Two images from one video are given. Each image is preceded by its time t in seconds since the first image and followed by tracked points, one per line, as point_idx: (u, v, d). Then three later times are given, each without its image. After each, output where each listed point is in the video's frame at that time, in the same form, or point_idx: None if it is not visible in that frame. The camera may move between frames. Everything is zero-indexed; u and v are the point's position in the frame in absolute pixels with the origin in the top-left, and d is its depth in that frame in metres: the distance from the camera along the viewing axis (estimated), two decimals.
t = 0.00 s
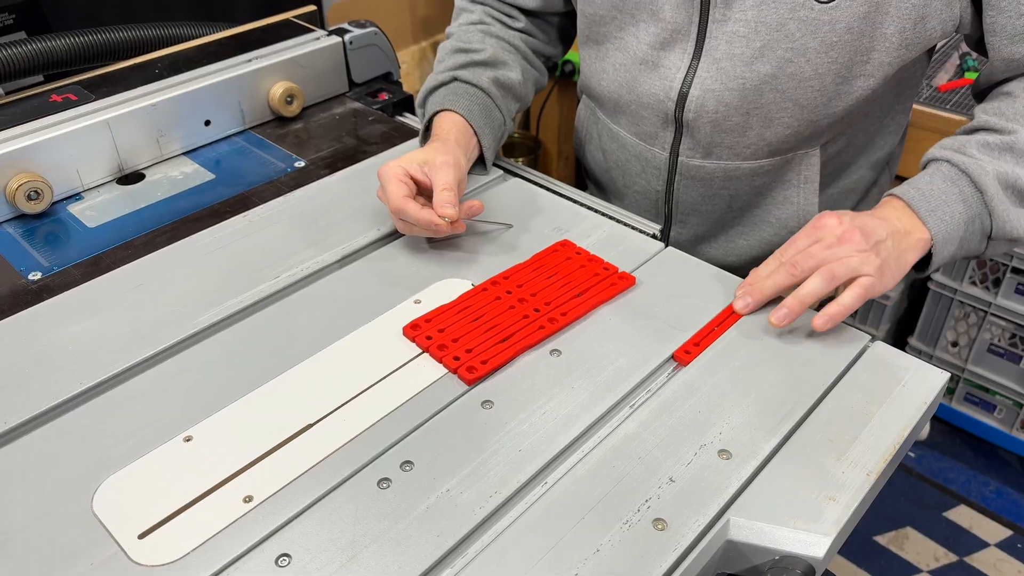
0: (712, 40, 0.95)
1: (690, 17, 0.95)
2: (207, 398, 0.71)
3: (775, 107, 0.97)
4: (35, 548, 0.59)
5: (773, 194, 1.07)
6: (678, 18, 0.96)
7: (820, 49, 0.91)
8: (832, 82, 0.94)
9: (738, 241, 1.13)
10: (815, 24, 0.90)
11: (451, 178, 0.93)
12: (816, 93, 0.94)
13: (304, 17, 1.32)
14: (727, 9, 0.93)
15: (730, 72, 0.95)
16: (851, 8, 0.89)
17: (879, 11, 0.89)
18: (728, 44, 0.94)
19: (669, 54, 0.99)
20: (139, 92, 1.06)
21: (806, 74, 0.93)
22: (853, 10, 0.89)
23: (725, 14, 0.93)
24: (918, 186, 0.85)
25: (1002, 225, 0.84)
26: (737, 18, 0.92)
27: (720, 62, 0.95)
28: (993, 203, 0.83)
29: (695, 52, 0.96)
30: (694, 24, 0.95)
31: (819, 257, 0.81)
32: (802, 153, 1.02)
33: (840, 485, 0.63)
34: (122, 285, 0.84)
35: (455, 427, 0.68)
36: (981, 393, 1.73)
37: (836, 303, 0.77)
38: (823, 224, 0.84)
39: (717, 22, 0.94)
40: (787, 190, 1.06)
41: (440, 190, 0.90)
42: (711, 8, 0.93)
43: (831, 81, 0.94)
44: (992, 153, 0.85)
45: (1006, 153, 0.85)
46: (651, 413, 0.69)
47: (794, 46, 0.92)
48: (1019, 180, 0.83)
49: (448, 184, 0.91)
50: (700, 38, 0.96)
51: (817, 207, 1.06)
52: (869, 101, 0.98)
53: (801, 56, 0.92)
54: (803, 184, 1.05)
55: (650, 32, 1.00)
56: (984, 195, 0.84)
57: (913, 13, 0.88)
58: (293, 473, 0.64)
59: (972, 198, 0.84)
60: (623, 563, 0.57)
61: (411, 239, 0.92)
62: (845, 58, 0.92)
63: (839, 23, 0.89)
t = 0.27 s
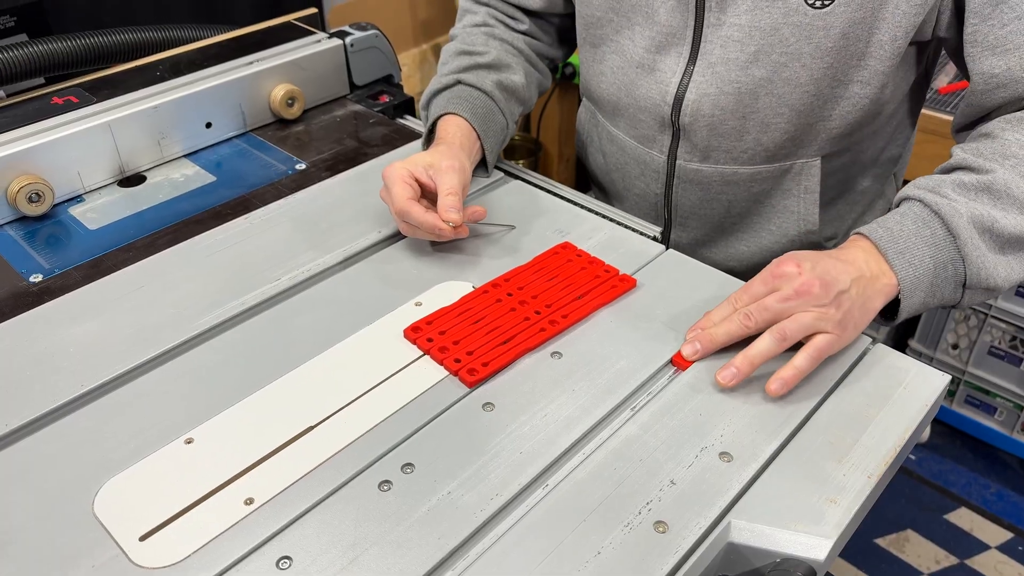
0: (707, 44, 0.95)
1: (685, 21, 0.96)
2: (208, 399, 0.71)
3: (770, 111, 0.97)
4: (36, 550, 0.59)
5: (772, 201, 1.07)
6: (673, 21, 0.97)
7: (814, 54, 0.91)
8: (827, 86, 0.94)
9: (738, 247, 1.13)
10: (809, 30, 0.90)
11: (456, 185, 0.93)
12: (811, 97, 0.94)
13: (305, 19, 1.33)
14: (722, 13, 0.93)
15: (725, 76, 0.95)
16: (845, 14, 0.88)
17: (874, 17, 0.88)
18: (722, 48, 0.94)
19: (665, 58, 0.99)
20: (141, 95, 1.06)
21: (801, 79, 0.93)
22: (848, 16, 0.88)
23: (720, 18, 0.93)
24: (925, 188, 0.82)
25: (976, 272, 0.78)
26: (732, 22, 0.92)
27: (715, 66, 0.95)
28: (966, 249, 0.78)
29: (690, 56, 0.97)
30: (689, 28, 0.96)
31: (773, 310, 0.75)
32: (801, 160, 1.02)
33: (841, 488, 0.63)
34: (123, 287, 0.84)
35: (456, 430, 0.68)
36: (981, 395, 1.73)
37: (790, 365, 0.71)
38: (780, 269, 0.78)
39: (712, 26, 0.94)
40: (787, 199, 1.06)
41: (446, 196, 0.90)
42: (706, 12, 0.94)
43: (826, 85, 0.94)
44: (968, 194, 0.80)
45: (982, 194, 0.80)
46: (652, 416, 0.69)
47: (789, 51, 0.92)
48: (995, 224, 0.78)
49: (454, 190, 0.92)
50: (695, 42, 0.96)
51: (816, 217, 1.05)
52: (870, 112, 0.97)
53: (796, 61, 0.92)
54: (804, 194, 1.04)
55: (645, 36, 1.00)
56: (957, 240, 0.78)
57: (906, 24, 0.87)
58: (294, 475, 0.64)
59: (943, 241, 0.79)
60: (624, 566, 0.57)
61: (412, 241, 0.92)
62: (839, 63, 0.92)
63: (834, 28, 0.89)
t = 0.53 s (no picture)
0: (707, 52, 0.95)
1: (684, 28, 0.96)
2: (209, 401, 0.71)
3: (770, 119, 0.97)
4: (37, 551, 0.59)
5: (772, 207, 1.08)
6: (673, 28, 0.97)
7: (814, 62, 0.91)
8: (828, 96, 0.93)
9: (739, 252, 1.14)
10: (810, 39, 0.90)
11: (458, 187, 0.93)
12: (812, 107, 0.94)
13: (306, 22, 1.33)
14: (721, 21, 0.93)
15: (725, 84, 0.95)
16: (846, 23, 0.88)
17: (875, 26, 0.88)
18: (722, 56, 0.94)
19: (664, 66, 0.99)
20: (142, 97, 1.06)
21: (801, 88, 0.93)
22: (848, 25, 0.88)
23: (719, 26, 0.93)
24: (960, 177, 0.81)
25: None
26: (731, 31, 0.92)
27: (715, 74, 0.95)
28: None
29: (689, 65, 0.96)
30: (688, 36, 0.95)
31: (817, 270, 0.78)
32: (801, 168, 1.02)
33: (843, 490, 0.63)
34: (125, 288, 0.84)
35: (458, 432, 0.68)
36: (982, 398, 1.73)
37: (831, 314, 0.76)
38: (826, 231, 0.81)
39: (711, 34, 0.94)
40: (786, 205, 1.06)
41: (447, 197, 0.90)
42: (705, 20, 0.93)
43: (826, 95, 0.93)
44: None
45: None
46: (653, 417, 0.69)
47: (789, 60, 0.92)
48: None
49: (455, 192, 0.91)
50: (694, 50, 0.96)
51: (817, 221, 1.06)
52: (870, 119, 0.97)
53: (796, 70, 0.92)
54: (803, 200, 1.04)
55: (645, 44, 1.00)
56: None
57: (913, 30, 0.87)
58: (296, 477, 0.64)
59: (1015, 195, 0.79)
60: (626, 567, 0.57)
61: (413, 243, 0.92)
62: (840, 73, 0.91)
63: (834, 37, 0.89)
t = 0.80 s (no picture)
0: (713, 54, 0.95)
1: (690, 31, 0.96)
2: (210, 403, 0.71)
3: (777, 120, 0.97)
4: (38, 552, 0.59)
5: (778, 208, 1.08)
6: (679, 31, 0.97)
7: (821, 63, 0.91)
8: (834, 96, 0.94)
9: (745, 253, 1.14)
10: (816, 40, 0.90)
11: (460, 187, 0.93)
12: (819, 107, 0.95)
13: (307, 24, 1.33)
14: (728, 23, 0.93)
15: (732, 86, 0.95)
16: (852, 23, 0.88)
17: (881, 25, 0.89)
18: (728, 58, 0.94)
19: (670, 68, 0.99)
20: (143, 99, 1.06)
21: (809, 89, 0.93)
22: (854, 26, 0.88)
23: (726, 29, 0.93)
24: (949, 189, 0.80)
25: None
26: (738, 32, 0.92)
27: (722, 76, 0.95)
28: None
29: (696, 66, 0.97)
30: (695, 38, 0.96)
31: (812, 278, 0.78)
32: (807, 168, 1.03)
33: (842, 491, 0.63)
34: (126, 290, 0.84)
35: (458, 433, 0.68)
36: (982, 400, 1.73)
37: (824, 323, 0.75)
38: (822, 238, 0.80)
39: (718, 36, 0.94)
40: (792, 205, 1.06)
41: (450, 199, 0.90)
42: (711, 23, 0.93)
43: (833, 95, 0.94)
44: None
45: None
46: (653, 419, 0.69)
47: (796, 61, 0.92)
48: None
49: (457, 193, 0.92)
50: (700, 53, 0.96)
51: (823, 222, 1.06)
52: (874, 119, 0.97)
53: (803, 70, 0.92)
54: (809, 200, 1.05)
55: (650, 47, 1.00)
56: None
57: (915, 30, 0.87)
58: (296, 478, 0.64)
59: (1010, 201, 0.77)
60: (626, 568, 0.57)
61: (413, 245, 0.92)
62: (846, 72, 0.92)
63: (841, 38, 0.89)
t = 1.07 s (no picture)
0: (711, 56, 0.95)
1: (689, 33, 0.96)
2: (210, 404, 0.71)
3: (773, 124, 0.97)
4: (39, 553, 0.59)
5: (774, 210, 1.08)
6: (677, 32, 0.97)
7: (818, 67, 0.92)
8: (831, 101, 0.94)
9: (740, 255, 1.14)
10: (813, 43, 0.90)
11: (459, 187, 0.93)
12: (815, 112, 0.95)
13: (307, 26, 1.33)
14: (726, 25, 0.93)
15: (728, 88, 0.95)
16: (849, 27, 0.89)
17: (879, 31, 0.89)
18: (726, 59, 0.94)
19: (669, 69, 1.00)
20: (144, 100, 1.06)
21: (805, 92, 0.93)
22: (852, 30, 0.89)
23: (724, 31, 0.93)
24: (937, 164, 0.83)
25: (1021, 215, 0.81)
26: (736, 35, 0.93)
27: (719, 78, 0.95)
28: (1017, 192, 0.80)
29: (694, 67, 0.97)
30: (693, 39, 0.96)
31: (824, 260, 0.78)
32: (802, 172, 1.03)
33: (841, 492, 0.63)
34: (127, 291, 0.85)
35: (457, 434, 0.68)
36: (982, 401, 1.73)
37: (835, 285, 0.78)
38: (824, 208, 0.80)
39: (716, 38, 0.94)
40: (788, 208, 1.07)
41: (448, 198, 0.90)
42: (709, 24, 0.94)
43: (829, 99, 0.94)
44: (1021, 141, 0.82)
45: None
46: (652, 420, 0.70)
47: (792, 64, 0.92)
48: None
49: (456, 193, 0.91)
50: (698, 54, 0.96)
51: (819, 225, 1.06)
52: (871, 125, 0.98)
53: (800, 74, 0.93)
54: (803, 204, 1.05)
55: (650, 47, 1.00)
56: (1008, 183, 0.80)
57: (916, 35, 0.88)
58: (296, 479, 0.64)
59: (994, 184, 0.81)
60: (625, 569, 0.58)
61: (414, 246, 0.92)
62: (844, 76, 0.92)
63: (837, 41, 0.90)
